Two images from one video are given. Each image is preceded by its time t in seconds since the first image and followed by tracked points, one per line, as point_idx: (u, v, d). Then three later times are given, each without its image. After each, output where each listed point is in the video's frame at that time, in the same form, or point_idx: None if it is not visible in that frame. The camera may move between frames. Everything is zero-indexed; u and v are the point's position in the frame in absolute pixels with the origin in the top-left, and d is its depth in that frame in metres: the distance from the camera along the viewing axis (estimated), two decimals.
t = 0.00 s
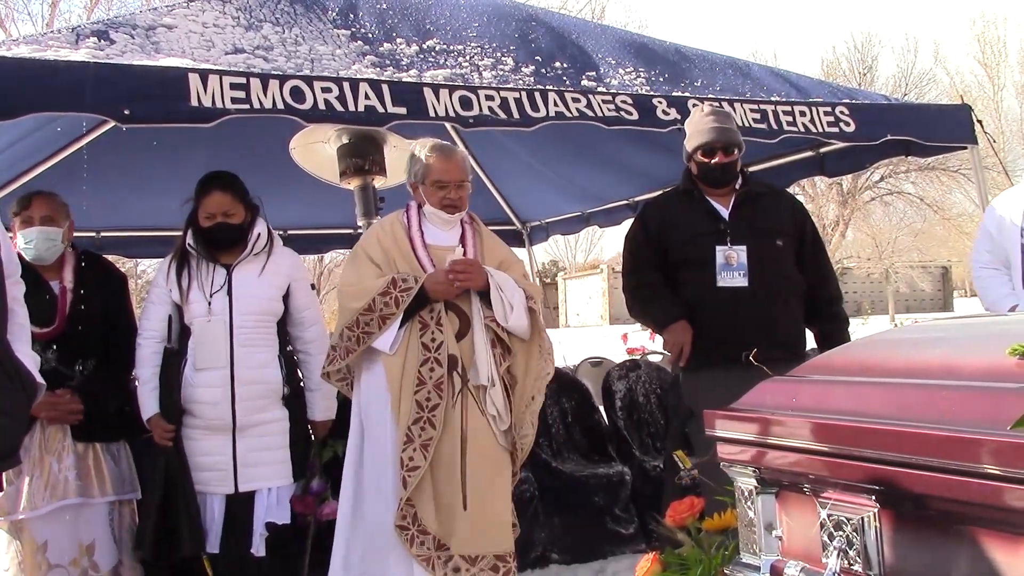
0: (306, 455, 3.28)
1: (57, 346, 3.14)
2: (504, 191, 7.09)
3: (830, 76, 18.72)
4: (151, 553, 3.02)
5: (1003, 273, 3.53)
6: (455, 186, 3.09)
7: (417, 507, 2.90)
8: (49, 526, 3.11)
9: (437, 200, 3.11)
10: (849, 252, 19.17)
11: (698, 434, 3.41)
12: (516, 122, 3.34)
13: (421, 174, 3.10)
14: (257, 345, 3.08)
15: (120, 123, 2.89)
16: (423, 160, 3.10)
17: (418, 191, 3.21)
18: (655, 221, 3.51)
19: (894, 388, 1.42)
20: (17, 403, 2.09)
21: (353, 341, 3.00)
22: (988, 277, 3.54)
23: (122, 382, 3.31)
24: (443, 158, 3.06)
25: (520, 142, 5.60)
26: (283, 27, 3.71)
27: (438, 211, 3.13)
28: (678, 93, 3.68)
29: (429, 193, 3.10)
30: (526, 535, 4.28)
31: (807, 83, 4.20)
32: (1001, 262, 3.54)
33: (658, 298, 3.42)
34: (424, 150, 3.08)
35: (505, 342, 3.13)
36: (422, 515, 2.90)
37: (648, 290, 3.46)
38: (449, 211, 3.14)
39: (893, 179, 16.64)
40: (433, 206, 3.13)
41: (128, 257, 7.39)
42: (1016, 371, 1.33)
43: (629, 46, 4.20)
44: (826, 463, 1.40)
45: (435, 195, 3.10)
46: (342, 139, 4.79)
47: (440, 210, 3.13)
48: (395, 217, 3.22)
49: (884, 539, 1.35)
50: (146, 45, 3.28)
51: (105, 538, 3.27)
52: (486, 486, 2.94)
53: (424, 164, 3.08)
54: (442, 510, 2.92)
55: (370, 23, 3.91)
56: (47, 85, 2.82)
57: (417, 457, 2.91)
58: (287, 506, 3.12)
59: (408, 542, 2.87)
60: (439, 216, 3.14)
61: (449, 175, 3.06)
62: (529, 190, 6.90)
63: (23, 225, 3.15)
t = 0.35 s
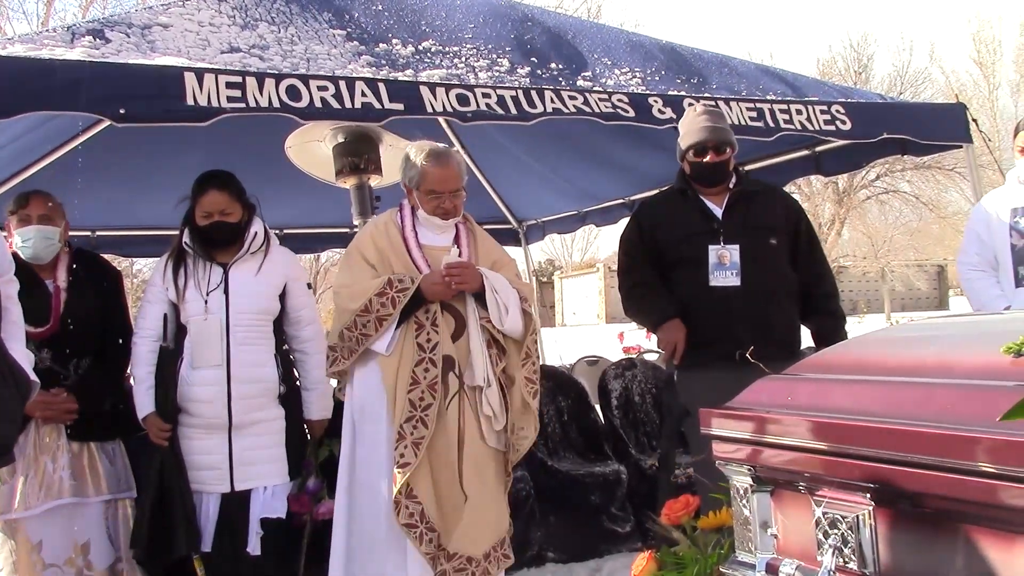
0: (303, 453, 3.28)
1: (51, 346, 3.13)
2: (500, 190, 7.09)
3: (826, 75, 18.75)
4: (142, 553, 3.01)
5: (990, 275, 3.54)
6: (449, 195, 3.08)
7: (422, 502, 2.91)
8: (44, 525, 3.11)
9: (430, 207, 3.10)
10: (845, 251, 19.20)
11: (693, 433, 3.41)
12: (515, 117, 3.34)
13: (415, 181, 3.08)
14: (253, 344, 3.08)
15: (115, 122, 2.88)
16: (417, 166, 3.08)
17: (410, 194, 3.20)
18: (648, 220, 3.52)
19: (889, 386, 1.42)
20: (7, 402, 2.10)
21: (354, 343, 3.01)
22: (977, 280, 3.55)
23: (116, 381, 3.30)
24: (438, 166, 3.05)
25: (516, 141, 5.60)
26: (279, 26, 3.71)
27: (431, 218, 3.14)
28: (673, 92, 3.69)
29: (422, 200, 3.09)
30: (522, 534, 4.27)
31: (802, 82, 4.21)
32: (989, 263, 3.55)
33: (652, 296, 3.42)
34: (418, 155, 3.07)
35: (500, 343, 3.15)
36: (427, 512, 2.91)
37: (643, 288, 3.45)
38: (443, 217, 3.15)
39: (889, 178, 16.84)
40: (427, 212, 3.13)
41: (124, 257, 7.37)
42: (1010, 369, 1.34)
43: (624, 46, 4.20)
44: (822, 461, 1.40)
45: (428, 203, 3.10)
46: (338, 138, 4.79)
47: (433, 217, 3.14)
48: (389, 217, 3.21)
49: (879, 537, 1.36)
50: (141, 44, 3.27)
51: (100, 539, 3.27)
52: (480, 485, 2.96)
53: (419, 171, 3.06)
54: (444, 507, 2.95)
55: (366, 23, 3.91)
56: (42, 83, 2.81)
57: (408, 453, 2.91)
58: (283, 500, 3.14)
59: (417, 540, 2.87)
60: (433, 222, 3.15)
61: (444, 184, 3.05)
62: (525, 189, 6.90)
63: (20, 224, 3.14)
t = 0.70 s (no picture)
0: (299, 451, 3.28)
1: (44, 343, 3.13)
2: (496, 189, 7.09)
3: (821, 74, 18.79)
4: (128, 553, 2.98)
5: (990, 273, 3.54)
6: (443, 191, 3.08)
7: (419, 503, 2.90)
8: (35, 525, 3.10)
9: (424, 204, 3.10)
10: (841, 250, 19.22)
11: (688, 431, 3.40)
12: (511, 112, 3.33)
13: (409, 178, 3.08)
14: (249, 342, 3.08)
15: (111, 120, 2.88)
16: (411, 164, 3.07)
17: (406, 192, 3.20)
18: (643, 218, 3.53)
19: (884, 384, 1.43)
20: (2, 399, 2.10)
21: (345, 339, 3.00)
22: (978, 277, 3.55)
23: (107, 379, 3.30)
24: (432, 163, 3.04)
25: (512, 140, 5.60)
26: (275, 24, 3.71)
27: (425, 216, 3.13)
28: (669, 91, 3.69)
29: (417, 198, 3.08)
30: (518, 532, 4.27)
31: (798, 81, 4.22)
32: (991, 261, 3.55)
33: (648, 295, 3.41)
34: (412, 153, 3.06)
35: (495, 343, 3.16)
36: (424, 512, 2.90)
37: (638, 286, 3.45)
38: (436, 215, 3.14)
39: (885, 177, 16.75)
40: (421, 210, 3.13)
41: (119, 255, 7.35)
42: (1004, 368, 1.34)
43: (619, 45, 4.20)
44: (818, 460, 1.40)
45: (422, 200, 3.10)
46: (334, 137, 4.79)
47: (428, 214, 3.13)
48: (383, 216, 3.21)
49: (874, 535, 1.36)
50: (136, 42, 3.27)
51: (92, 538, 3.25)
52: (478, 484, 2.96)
53: (413, 169, 3.06)
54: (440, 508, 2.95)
55: (362, 22, 3.91)
56: (37, 81, 2.80)
57: (409, 457, 2.90)
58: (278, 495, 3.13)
59: (415, 541, 2.85)
60: (427, 220, 3.14)
61: (437, 180, 3.04)
62: (522, 188, 6.90)
63: (17, 222, 3.12)
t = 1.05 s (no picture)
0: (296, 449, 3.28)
1: (34, 341, 3.13)
2: (494, 186, 7.08)
3: (819, 72, 18.79)
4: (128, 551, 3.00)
5: (1000, 267, 3.53)
6: (431, 172, 3.12)
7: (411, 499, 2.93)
8: (28, 523, 3.08)
9: (414, 187, 3.13)
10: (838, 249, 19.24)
11: (686, 429, 3.40)
12: (501, 122, 3.34)
13: (397, 167, 3.15)
14: (245, 339, 3.08)
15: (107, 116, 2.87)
16: (399, 152, 3.16)
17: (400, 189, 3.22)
18: (640, 215, 3.52)
19: (880, 382, 1.43)
20: None
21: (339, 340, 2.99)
22: (986, 272, 3.54)
23: (98, 376, 3.29)
24: (418, 147, 3.13)
25: (510, 137, 5.59)
26: (272, 21, 3.70)
27: (416, 199, 3.13)
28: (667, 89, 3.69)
29: (405, 181, 3.12)
30: (515, 529, 4.26)
31: (796, 79, 4.21)
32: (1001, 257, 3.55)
33: (644, 292, 3.42)
34: (401, 143, 3.17)
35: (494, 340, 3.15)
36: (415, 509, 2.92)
37: (634, 283, 3.45)
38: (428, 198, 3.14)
39: (881, 175, 17.00)
40: (411, 194, 3.13)
41: (117, 252, 7.34)
42: (1000, 366, 1.35)
43: (617, 43, 4.20)
44: (814, 458, 1.41)
45: (412, 182, 3.13)
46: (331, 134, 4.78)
47: (419, 197, 3.13)
48: (378, 216, 3.21)
49: (870, 533, 1.37)
50: (133, 39, 3.26)
51: (84, 535, 3.26)
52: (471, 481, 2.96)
53: (400, 154, 3.15)
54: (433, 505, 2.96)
55: (359, 19, 3.90)
56: (33, 78, 2.79)
57: (409, 452, 2.92)
58: (277, 493, 3.14)
59: (400, 535, 2.89)
60: (418, 204, 3.13)
61: (423, 161, 3.10)
62: (519, 185, 6.90)
63: (10, 219, 3.12)
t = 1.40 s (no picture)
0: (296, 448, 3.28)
1: (29, 338, 3.12)
2: (492, 185, 7.08)
3: (818, 72, 18.80)
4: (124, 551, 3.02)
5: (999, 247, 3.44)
6: (429, 169, 3.13)
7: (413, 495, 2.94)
8: (23, 521, 3.06)
9: (412, 184, 3.13)
10: (836, 248, 19.25)
11: (684, 428, 3.39)
12: (499, 123, 3.34)
13: (395, 165, 3.15)
14: (245, 338, 3.08)
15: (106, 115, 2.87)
16: (398, 152, 3.17)
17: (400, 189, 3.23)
18: (638, 214, 3.52)
19: (879, 381, 1.43)
20: None
21: (345, 336, 2.99)
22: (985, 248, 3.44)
23: (93, 374, 3.29)
24: (413, 145, 3.13)
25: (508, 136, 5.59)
26: (271, 20, 3.70)
27: (415, 195, 3.13)
28: (665, 88, 3.69)
29: (404, 179, 3.13)
30: (513, 528, 4.26)
31: (794, 78, 4.22)
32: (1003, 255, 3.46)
33: (642, 290, 3.42)
34: (400, 143, 3.17)
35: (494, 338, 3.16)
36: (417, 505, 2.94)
37: (632, 282, 3.45)
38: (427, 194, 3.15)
39: (880, 175, 16.88)
40: (409, 190, 3.14)
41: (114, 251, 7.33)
42: (998, 366, 1.35)
43: (616, 41, 4.20)
44: (812, 457, 1.41)
45: (410, 178, 3.13)
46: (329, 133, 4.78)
47: (417, 193, 3.13)
48: (378, 214, 3.21)
49: (869, 531, 1.37)
50: (132, 37, 3.26)
51: (80, 533, 3.28)
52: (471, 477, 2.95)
53: (398, 153, 3.16)
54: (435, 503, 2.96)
55: (357, 18, 3.90)
56: (32, 77, 2.79)
57: (411, 448, 2.93)
58: (277, 493, 3.13)
59: (403, 532, 2.91)
60: (417, 200, 3.13)
61: (420, 158, 3.10)
62: (517, 184, 6.90)
63: (6, 218, 3.13)
